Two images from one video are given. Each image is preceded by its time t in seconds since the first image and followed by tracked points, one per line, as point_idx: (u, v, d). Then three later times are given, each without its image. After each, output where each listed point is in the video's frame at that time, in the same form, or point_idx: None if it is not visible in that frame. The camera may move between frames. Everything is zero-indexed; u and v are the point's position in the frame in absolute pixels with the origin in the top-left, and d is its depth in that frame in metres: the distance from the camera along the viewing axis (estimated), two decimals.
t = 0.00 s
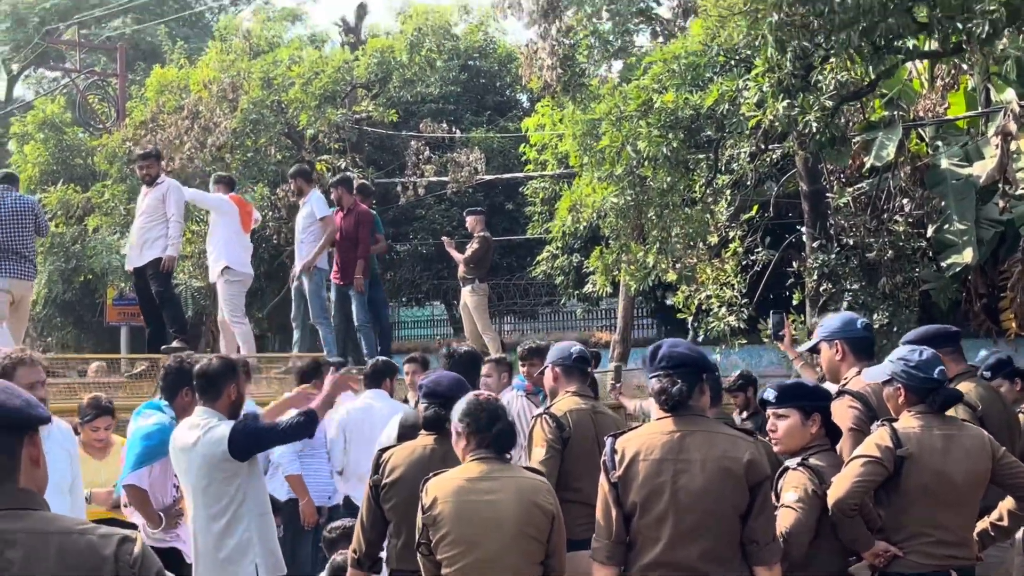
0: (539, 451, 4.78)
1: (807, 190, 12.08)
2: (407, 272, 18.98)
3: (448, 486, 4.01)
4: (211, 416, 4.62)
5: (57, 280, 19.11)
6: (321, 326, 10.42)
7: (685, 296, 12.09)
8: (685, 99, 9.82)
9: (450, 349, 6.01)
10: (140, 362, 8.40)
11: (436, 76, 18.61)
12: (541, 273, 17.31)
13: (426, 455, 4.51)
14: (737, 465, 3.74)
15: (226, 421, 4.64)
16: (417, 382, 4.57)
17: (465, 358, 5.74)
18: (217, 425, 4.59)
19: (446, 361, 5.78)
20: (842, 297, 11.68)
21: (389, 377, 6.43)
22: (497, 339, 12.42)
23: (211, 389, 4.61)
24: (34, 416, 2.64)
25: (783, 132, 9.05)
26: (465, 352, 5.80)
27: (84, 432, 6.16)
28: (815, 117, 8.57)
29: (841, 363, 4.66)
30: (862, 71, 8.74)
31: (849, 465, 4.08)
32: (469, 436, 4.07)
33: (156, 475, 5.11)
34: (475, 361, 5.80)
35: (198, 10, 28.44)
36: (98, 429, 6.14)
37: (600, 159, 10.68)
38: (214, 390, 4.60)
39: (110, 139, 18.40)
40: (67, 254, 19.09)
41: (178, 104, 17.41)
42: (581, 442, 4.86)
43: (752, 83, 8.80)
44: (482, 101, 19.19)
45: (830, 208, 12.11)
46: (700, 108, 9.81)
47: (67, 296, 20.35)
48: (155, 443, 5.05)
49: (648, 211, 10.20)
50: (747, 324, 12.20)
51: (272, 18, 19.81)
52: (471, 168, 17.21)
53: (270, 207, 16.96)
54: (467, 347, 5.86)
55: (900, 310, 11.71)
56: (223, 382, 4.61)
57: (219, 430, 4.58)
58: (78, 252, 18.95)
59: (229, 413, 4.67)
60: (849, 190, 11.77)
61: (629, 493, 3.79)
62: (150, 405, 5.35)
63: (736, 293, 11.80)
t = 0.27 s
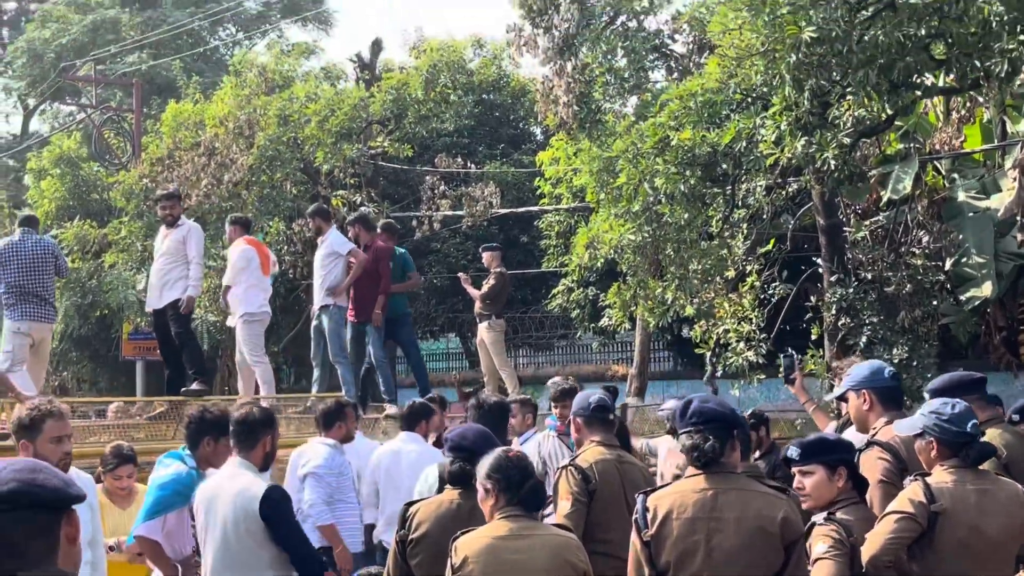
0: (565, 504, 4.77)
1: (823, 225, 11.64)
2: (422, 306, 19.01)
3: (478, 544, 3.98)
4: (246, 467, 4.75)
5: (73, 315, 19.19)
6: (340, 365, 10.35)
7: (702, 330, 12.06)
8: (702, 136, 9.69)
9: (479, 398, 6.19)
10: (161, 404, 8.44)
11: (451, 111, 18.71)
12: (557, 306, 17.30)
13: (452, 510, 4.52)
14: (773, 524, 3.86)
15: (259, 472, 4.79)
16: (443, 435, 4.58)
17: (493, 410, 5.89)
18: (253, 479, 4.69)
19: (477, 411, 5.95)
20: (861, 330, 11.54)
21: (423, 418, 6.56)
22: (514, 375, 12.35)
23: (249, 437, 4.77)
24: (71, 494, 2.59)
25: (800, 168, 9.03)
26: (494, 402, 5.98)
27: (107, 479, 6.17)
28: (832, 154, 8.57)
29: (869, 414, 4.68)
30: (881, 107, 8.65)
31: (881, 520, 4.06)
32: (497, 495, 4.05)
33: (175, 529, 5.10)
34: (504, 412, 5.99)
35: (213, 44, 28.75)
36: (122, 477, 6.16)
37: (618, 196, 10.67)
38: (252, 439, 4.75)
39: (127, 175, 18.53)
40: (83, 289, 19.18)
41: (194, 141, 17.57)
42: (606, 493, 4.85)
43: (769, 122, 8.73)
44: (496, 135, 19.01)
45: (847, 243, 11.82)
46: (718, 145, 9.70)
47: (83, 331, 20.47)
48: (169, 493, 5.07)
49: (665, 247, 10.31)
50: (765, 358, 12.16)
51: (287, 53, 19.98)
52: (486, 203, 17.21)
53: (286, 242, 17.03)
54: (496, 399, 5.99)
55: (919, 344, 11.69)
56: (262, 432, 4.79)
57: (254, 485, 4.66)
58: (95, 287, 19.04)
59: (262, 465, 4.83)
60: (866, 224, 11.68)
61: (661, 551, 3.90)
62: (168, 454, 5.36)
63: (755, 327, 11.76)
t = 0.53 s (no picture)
0: (593, 545, 4.71)
1: (846, 256, 11.91)
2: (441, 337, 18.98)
3: None
4: (287, 506, 4.83)
5: (92, 348, 19.22)
6: (364, 400, 10.33)
7: (723, 361, 11.98)
8: (724, 168, 9.65)
9: (515, 436, 6.29)
10: (185, 439, 8.40)
11: (469, 143, 18.74)
12: (576, 337, 17.23)
13: (485, 554, 4.51)
14: (818, 569, 3.88)
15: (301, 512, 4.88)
16: (476, 478, 4.58)
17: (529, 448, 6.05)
18: (297, 517, 4.78)
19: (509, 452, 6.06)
20: (885, 361, 11.54)
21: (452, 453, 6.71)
22: (534, 408, 12.23)
23: (293, 475, 4.89)
24: (109, 555, 2.55)
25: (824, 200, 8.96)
26: (528, 439, 6.13)
27: (131, 514, 6.11)
28: (856, 184, 8.43)
29: (906, 453, 4.63)
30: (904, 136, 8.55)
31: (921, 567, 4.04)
32: (535, 541, 3.99)
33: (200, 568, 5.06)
34: (539, 450, 6.13)
35: (229, 78, 28.97)
36: (148, 511, 6.11)
37: (639, 229, 10.59)
38: (296, 478, 4.88)
39: (146, 209, 18.60)
40: (102, 322, 19.22)
41: (213, 174, 17.66)
42: (636, 535, 4.81)
43: (792, 154, 8.72)
44: (514, 164, 19.26)
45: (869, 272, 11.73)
46: (739, 177, 9.66)
47: (101, 364, 20.52)
48: (191, 536, 5.04)
49: (687, 279, 10.24)
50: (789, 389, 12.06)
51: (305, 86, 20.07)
52: (505, 234, 17.14)
53: (304, 273, 17.05)
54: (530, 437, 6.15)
55: (944, 375, 11.59)
56: (307, 472, 4.92)
57: (297, 523, 4.76)
58: (114, 320, 19.07)
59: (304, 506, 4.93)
60: (889, 253, 11.47)
61: None
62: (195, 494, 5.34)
63: (778, 358, 11.68)
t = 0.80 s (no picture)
0: None
1: (872, 283, 11.91)
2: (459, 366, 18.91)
3: None
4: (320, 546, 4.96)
5: (111, 380, 19.23)
6: (387, 432, 10.24)
7: (747, 392, 11.84)
8: (749, 197, 9.45)
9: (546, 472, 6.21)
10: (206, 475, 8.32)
11: (489, 172, 18.72)
12: (596, 366, 17.13)
13: None
14: None
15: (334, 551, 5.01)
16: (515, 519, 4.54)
17: (562, 483, 5.96)
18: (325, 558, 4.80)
19: (539, 488, 5.98)
20: (913, 391, 11.42)
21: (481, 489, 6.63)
22: (558, 439, 12.12)
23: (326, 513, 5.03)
24: None
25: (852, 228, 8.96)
26: (558, 473, 6.05)
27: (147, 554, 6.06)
28: (885, 213, 8.37)
29: (951, 490, 4.77)
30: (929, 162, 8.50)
31: None
32: None
33: None
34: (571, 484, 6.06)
35: (247, 108, 29.04)
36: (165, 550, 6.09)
37: (662, 257, 10.56)
38: (330, 516, 5.02)
39: (166, 240, 18.67)
40: (121, 353, 19.24)
41: (232, 205, 17.72)
42: None
43: (820, 181, 8.52)
44: (531, 193, 19.08)
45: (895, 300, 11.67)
46: (765, 205, 9.52)
47: (120, 395, 20.55)
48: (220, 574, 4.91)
49: (713, 308, 10.20)
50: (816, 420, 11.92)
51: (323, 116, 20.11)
52: (524, 263, 17.11)
53: (322, 304, 17.02)
54: (561, 473, 6.07)
55: (973, 404, 11.49)
56: (340, 513, 5.05)
57: (325, 563, 4.76)
58: (132, 351, 19.08)
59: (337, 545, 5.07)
60: (915, 279, 11.40)
61: None
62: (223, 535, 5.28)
63: (804, 388, 11.55)
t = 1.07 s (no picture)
0: None
1: (900, 308, 11.73)
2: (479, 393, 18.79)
3: None
4: None
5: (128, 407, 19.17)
6: (410, 461, 10.06)
7: (774, 419, 11.69)
8: (778, 222, 9.40)
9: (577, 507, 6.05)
10: (228, 506, 8.14)
11: (511, 197, 18.51)
12: (618, 392, 16.99)
13: None
14: None
15: None
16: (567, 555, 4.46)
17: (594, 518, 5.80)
18: None
19: (571, 524, 5.83)
20: (944, 418, 11.28)
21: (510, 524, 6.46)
22: (582, 469, 11.92)
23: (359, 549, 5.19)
24: None
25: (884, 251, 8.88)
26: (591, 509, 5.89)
27: None
28: (918, 237, 8.25)
29: (1010, 528, 4.78)
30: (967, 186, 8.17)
31: None
32: None
33: None
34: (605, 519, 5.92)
35: (263, 134, 29.12)
36: None
37: (688, 283, 10.47)
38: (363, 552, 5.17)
39: (185, 267, 18.67)
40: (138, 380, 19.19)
41: (251, 231, 17.72)
42: None
43: (851, 207, 8.47)
44: (550, 218, 18.96)
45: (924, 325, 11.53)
46: (795, 230, 9.45)
47: (137, 423, 20.47)
48: None
49: (740, 334, 10.05)
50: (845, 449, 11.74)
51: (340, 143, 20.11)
52: (544, 288, 17.00)
53: (341, 330, 16.96)
54: (594, 509, 5.91)
55: (1005, 431, 11.22)
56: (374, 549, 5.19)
57: None
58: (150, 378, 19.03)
59: None
60: (943, 304, 11.29)
61: None
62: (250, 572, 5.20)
63: (833, 415, 11.38)
